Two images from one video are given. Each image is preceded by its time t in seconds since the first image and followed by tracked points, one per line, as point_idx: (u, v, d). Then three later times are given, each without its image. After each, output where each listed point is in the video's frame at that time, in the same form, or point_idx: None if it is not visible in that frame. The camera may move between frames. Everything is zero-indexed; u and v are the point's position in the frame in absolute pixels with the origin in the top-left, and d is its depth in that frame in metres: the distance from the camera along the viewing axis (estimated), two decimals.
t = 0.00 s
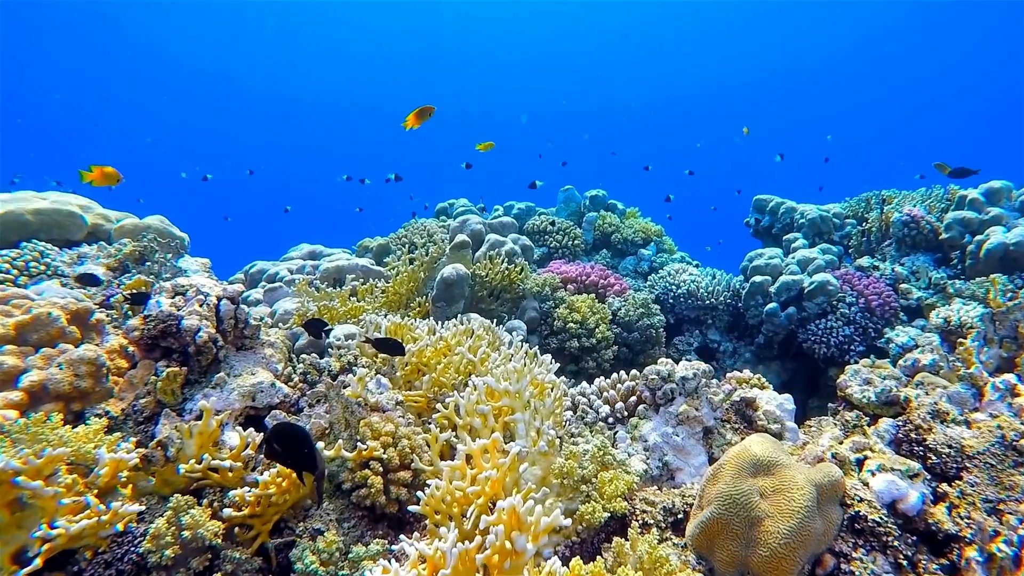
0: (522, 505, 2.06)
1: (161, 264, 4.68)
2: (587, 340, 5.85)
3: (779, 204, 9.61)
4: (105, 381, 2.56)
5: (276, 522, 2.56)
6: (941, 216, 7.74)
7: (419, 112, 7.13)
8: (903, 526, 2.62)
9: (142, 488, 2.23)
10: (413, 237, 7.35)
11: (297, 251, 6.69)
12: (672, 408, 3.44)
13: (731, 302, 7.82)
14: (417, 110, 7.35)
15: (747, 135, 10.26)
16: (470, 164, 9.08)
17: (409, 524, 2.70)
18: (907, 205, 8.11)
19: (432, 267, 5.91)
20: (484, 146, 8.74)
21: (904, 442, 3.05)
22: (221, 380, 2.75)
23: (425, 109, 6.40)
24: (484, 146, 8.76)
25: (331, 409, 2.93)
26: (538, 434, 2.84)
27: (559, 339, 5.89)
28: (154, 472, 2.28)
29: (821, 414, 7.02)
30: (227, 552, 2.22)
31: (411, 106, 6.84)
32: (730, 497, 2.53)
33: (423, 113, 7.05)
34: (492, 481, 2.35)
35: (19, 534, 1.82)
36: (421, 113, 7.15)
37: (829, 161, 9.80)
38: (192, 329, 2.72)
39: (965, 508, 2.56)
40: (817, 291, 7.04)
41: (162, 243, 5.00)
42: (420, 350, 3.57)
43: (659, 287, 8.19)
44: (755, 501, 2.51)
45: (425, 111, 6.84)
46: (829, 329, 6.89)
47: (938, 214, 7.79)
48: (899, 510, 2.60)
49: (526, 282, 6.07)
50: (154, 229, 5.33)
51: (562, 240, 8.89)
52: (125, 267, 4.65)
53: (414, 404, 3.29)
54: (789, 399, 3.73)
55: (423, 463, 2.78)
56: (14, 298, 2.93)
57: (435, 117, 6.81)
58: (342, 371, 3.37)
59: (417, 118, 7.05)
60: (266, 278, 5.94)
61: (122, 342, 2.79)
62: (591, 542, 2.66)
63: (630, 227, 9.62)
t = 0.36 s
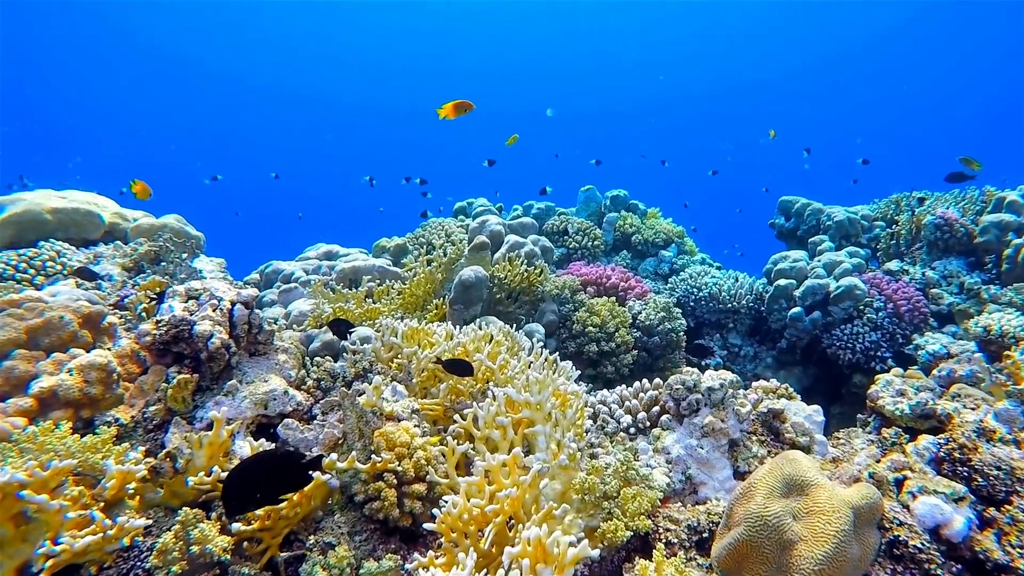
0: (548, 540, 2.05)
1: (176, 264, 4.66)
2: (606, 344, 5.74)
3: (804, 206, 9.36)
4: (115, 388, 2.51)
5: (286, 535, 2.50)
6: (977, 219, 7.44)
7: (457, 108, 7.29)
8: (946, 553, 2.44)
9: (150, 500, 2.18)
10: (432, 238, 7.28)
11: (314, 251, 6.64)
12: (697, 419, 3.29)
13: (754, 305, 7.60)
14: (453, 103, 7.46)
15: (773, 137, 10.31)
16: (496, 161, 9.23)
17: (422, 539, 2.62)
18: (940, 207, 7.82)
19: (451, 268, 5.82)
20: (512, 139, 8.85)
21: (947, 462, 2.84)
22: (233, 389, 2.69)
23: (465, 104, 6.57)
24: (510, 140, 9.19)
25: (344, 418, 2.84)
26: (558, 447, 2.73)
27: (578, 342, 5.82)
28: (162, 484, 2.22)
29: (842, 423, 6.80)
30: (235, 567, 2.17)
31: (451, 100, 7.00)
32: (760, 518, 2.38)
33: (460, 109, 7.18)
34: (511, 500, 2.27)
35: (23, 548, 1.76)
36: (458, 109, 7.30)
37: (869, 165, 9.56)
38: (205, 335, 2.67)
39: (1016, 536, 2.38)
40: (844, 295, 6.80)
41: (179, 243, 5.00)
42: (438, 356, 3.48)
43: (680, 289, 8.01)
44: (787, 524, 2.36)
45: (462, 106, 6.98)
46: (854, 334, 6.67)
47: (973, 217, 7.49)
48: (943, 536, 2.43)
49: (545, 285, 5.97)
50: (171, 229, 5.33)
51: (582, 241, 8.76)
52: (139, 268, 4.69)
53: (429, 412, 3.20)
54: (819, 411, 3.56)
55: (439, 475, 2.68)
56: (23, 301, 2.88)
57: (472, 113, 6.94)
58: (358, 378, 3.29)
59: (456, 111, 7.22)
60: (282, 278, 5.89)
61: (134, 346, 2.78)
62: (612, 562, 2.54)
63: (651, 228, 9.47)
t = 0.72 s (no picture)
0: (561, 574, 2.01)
1: (186, 266, 4.64)
2: (621, 348, 5.64)
3: (823, 207, 9.15)
4: (120, 397, 2.51)
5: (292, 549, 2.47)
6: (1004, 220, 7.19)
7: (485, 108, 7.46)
8: None
9: (152, 515, 2.15)
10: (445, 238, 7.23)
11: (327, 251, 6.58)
12: (715, 431, 3.17)
13: (772, 307, 7.44)
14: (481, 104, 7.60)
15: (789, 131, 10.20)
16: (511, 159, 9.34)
17: (430, 555, 2.57)
18: (965, 208, 7.57)
19: (464, 271, 5.74)
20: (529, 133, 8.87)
21: (979, 484, 2.73)
22: (238, 400, 2.67)
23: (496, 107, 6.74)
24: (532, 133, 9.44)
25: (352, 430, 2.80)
26: (571, 462, 2.66)
27: (593, 346, 5.71)
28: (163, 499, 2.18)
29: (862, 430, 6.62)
30: None
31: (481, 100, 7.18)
32: (780, 541, 2.25)
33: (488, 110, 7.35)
34: (521, 521, 2.20)
35: (21, 566, 1.70)
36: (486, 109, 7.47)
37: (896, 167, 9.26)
38: (209, 345, 2.63)
39: None
40: (864, 298, 6.62)
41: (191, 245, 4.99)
42: (449, 364, 3.41)
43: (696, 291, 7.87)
44: (810, 548, 2.23)
45: (490, 108, 7.09)
46: (875, 338, 6.49)
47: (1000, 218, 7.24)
48: (978, 565, 2.29)
49: (560, 287, 5.87)
50: (182, 230, 5.34)
51: (597, 241, 8.64)
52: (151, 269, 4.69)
53: (439, 422, 3.13)
54: (841, 422, 3.43)
55: (448, 490, 2.62)
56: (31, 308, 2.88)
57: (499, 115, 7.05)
58: (367, 387, 3.24)
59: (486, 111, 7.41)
60: (293, 279, 5.86)
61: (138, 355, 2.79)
62: None
63: (666, 228, 9.33)
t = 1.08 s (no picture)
0: None
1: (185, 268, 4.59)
2: (626, 351, 5.53)
3: (834, 206, 8.94)
4: (106, 409, 2.44)
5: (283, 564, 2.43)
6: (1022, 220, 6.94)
7: (496, 111, 7.53)
8: None
9: (135, 533, 2.12)
10: (450, 237, 7.16)
11: (329, 251, 6.51)
12: (719, 445, 3.06)
13: (781, 309, 7.29)
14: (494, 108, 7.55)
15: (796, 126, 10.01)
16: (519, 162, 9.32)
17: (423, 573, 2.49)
18: (981, 208, 7.33)
19: (466, 272, 5.64)
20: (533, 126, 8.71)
21: (995, 508, 2.60)
22: (228, 412, 2.60)
23: (505, 112, 6.82)
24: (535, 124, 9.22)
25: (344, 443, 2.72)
26: (569, 479, 2.56)
27: (597, 349, 5.59)
28: (146, 517, 2.13)
29: (873, 436, 6.48)
30: None
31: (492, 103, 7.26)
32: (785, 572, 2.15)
33: (498, 114, 7.41)
34: (513, 546, 2.12)
35: None
36: (497, 113, 7.53)
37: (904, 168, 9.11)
38: (197, 356, 2.58)
39: None
40: (876, 301, 6.44)
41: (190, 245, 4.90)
42: (445, 373, 3.32)
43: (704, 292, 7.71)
44: None
45: (501, 111, 7.00)
46: (888, 342, 6.32)
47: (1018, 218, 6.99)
48: None
49: (564, 289, 5.75)
50: (182, 230, 5.28)
51: (603, 240, 8.50)
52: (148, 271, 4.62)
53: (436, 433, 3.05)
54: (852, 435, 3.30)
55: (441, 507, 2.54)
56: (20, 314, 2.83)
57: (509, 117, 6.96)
58: (361, 397, 3.17)
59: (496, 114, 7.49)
60: (294, 280, 5.80)
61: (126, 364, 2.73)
62: None
63: (674, 227, 9.19)
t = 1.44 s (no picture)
0: None
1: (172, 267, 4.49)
2: (623, 352, 5.42)
3: (835, 203, 8.82)
4: (77, 418, 2.36)
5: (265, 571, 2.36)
6: None
7: (497, 117, 7.49)
8: None
9: (102, 551, 2.02)
10: (445, 235, 7.06)
11: (322, 249, 6.41)
12: (715, 454, 2.96)
13: (781, 308, 7.18)
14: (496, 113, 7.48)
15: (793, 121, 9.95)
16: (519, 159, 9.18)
17: None
18: (985, 205, 7.20)
19: (460, 272, 5.52)
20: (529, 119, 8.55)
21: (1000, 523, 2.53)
22: (205, 421, 2.50)
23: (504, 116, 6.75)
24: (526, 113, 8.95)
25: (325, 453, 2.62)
26: (558, 492, 2.47)
27: (594, 350, 5.51)
28: (115, 534, 2.05)
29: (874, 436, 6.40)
30: None
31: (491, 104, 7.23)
32: None
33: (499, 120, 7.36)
34: (497, 566, 2.05)
35: None
36: (498, 117, 7.48)
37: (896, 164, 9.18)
38: (172, 363, 2.48)
39: None
40: (877, 301, 6.34)
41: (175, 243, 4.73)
42: (434, 378, 3.23)
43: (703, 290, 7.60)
44: None
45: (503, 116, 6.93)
46: (890, 343, 6.22)
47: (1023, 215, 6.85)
48: None
49: (560, 288, 5.65)
50: (170, 228, 5.18)
51: (602, 237, 8.39)
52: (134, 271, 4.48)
53: (423, 441, 2.97)
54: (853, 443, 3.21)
55: (426, 520, 2.45)
56: None
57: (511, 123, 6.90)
58: (346, 404, 3.08)
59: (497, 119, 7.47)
60: (285, 278, 5.70)
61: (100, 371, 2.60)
62: None
63: (673, 224, 9.08)
